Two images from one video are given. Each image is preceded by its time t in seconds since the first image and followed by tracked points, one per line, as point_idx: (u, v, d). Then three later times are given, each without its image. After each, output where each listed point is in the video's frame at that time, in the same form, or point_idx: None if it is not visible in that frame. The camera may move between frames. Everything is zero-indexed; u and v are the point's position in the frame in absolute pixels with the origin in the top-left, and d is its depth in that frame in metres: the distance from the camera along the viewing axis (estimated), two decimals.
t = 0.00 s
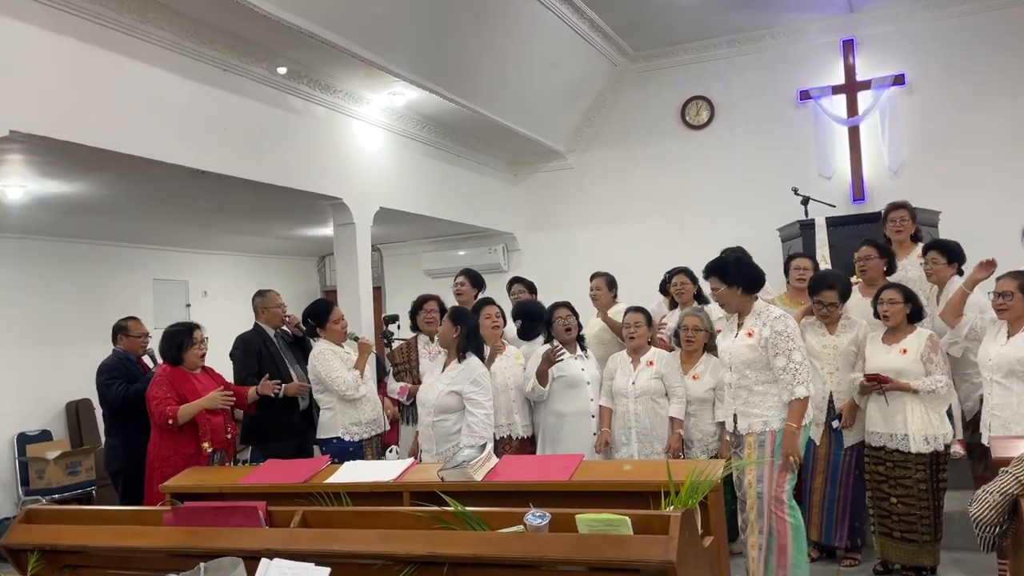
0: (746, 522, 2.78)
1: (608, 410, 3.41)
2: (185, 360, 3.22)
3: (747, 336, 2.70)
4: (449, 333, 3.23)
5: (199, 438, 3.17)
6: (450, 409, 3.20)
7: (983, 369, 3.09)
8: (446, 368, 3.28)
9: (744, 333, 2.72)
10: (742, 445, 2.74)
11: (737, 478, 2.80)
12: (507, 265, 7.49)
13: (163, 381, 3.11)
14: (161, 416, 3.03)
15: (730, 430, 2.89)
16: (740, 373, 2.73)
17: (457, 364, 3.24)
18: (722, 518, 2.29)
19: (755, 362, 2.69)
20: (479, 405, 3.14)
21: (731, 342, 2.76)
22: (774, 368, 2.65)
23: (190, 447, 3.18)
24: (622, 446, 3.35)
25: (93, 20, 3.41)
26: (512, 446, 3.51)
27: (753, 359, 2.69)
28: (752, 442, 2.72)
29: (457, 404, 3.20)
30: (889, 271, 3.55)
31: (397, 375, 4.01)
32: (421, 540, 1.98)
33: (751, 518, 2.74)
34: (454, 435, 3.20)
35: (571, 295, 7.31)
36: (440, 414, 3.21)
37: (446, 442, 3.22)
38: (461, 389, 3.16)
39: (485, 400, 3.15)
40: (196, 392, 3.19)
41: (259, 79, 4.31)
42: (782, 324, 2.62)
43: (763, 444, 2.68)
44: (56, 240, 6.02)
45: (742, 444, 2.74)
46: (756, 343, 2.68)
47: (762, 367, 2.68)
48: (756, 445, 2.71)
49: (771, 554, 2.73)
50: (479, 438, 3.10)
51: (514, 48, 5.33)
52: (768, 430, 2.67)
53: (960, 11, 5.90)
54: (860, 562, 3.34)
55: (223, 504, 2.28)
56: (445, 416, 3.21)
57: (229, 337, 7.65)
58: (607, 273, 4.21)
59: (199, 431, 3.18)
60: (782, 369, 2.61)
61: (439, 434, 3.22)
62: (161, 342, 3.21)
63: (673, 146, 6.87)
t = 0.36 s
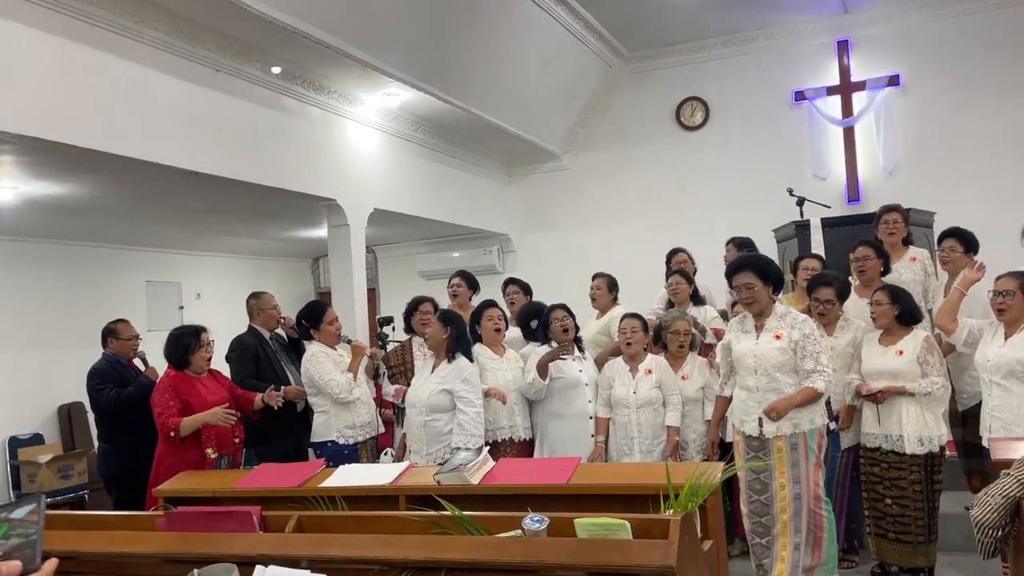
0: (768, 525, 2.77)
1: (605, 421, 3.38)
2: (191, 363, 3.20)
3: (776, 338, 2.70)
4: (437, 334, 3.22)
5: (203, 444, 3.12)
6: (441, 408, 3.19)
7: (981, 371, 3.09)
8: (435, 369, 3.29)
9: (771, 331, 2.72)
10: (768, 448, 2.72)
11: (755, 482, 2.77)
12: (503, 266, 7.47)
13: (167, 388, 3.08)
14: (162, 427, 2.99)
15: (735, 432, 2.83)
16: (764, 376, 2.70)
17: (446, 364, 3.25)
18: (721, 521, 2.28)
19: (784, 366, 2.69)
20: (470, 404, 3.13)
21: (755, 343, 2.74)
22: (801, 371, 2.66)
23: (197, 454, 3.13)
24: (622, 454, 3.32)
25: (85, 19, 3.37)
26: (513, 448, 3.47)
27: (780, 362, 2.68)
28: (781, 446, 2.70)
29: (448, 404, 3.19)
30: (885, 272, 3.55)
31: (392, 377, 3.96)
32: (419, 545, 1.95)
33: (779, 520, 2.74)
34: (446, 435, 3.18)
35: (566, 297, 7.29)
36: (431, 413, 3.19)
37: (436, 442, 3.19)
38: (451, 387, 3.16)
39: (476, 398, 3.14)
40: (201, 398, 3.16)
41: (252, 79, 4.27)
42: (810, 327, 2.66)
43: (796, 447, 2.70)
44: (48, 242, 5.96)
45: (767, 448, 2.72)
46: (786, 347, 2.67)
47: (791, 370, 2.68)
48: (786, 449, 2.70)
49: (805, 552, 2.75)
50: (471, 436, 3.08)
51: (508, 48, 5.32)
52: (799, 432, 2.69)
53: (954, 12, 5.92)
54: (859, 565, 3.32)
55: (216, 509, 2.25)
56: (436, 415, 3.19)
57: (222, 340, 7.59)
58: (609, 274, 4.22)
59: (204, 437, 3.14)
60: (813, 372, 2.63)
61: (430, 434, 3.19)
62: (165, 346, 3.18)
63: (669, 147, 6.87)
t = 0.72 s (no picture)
0: (785, 521, 2.76)
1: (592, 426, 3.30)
2: (190, 362, 3.14)
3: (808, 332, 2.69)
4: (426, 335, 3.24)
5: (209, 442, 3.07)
6: (432, 406, 3.16)
7: (977, 372, 3.10)
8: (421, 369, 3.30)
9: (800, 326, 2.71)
10: (793, 442, 2.72)
11: (774, 479, 2.77)
12: (495, 266, 7.44)
13: (166, 387, 3.02)
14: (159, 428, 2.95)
15: (755, 428, 2.82)
16: (796, 373, 2.69)
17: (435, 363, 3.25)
18: (719, 525, 2.25)
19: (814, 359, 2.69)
20: (460, 399, 3.14)
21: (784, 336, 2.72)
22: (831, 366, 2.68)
23: (200, 453, 3.11)
24: (615, 459, 3.26)
25: (74, 17, 3.32)
26: (506, 450, 3.44)
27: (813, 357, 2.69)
28: (808, 441, 2.70)
29: (438, 402, 3.17)
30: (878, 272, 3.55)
31: (383, 377, 3.94)
32: (411, 550, 1.91)
33: (797, 515, 2.73)
34: (436, 433, 3.14)
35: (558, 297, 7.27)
36: (422, 412, 3.16)
37: (427, 441, 3.15)
38: (440, 384, 3.16)
39: (464, 396, 3.14)
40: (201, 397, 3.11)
41: (243, 78, 4.23)
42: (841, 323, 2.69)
43: (820, 440, 2.70)
44: (35, 242, 5.89)
45: (793, 442, 2.72)
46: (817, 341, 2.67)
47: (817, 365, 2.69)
48: (813, 444, 2.70)
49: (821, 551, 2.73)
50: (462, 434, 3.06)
51: (500, 48, 5.29)
52: (825, 426, 2.69)
53: (945, 14, 5.95)
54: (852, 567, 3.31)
55: (206, 514, 2.23)
56: (427, 412, 3.16)
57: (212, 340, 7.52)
58: (606, 274, 4.19)
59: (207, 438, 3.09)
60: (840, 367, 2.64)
61: (421, 431, 3.15)
62: (163, 343, 3.12)
63: (661, 147, 6.86)
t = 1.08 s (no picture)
0: (788, 521, 2.75)
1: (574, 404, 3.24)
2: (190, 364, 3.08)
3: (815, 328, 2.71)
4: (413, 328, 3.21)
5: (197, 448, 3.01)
6: (426, 402, 3.13)
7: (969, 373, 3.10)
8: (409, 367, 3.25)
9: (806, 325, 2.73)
10: (798, 440, 2.71)
11: (778, 478, 2.76)
12: (483, 265, 7.41)
13: (156, 390, 2.96)
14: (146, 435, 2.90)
15: (758, 427, 2.80)
16: (802, 371, 2.70)
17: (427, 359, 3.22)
18: (712, 526, 2.23)
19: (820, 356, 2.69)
20: (455, 395, 3.12)
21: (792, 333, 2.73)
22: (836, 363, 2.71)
23: (189, 457, 3.06)
24: (605, 450, 3.28)
25: (58, 11, 3.25)
26: (492, 452, 3.42)
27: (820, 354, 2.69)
28: (813, 439, 2.70)
29: (433, 398, 3.14)
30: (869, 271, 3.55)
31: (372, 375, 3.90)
32: (401, 552, 1.87)
33: (801, 515, 2.72)
34: (432, 429, 3.12)
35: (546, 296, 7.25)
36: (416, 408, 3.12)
37: (422, 438, 3.12)
38: (435, 380, 3.13)
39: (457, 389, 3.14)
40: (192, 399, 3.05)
41: (230, 74, 4.17)
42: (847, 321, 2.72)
43: (825, 438, 2.70)
44: (17, 240, 5.79)
45: (798, 441, 2.71)
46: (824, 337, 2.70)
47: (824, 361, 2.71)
48: (818, 442, 2.70)
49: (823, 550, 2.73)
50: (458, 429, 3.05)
51: (489, 46, 5.26)
52: (829, 424, 2.70)
53: (933, 15, 5.98)
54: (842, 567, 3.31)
55: (191, 515, 2.18)
56: (422, 409, 3.13)
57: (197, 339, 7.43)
58: (599, 273, 4.16)
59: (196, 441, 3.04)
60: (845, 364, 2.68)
61: (415, 428, 3.12)
62: (161, 342, 3.05)
63: (651, 146, 6.86)
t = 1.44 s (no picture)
0: (777, 517, 2.76)
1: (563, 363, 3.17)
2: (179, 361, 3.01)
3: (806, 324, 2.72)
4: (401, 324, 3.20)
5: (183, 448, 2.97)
6: (416, 396, 3.11)
7: (957, 372, 3.13)
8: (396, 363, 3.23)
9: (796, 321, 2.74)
10: (788, 436, 2.72)
11: (767, 474, 2.76)
12: (470, 261, 7.39)
13: (143, 388, 2.91)
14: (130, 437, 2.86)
15: (747, 423, 2.80)
16: (794, 367, 2.71)
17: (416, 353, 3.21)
18: (701, 522, 2.23)
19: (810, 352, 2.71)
20: (445, 387, 3.11)
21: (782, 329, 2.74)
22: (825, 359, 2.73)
23: (174, 456, 3.01)
24: (594, 441, 3.26)
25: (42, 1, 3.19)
26: (480, 448, 3.43)
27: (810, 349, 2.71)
28: (802, 435, 2.71)
29: (423, 392, 3.12)
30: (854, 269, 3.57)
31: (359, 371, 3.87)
32: (391, 550, 1.85)
33: (790, 511, 2.74)
34: (424, 423, 3.10)
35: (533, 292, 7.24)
36: (407, 402, 3.10)
37: (413, 432, 3.09)
38: (425, 374, 3.11)
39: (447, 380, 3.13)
40: (178, 396, 3.00)
41: (216, 66, 4.11)
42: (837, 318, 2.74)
43: (814, 435, 2.71)
44: None
45: (788, 437, 2.72)
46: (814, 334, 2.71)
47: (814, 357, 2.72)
48: (807, 439, 2.71)
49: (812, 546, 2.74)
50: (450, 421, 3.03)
51: (477, 40, 5.23)
52: (818, 420, 2.71)
53: (918, 15, 6.03)
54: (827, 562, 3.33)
55: (175, 512, 2.14)
56: (413, 402, 3.11)
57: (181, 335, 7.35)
58: (590, 268, 4.15)
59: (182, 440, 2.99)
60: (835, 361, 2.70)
61: (407, 422, 3.09)
62: (149, 339, 2.98)
63: (638, 143, 6.86)
